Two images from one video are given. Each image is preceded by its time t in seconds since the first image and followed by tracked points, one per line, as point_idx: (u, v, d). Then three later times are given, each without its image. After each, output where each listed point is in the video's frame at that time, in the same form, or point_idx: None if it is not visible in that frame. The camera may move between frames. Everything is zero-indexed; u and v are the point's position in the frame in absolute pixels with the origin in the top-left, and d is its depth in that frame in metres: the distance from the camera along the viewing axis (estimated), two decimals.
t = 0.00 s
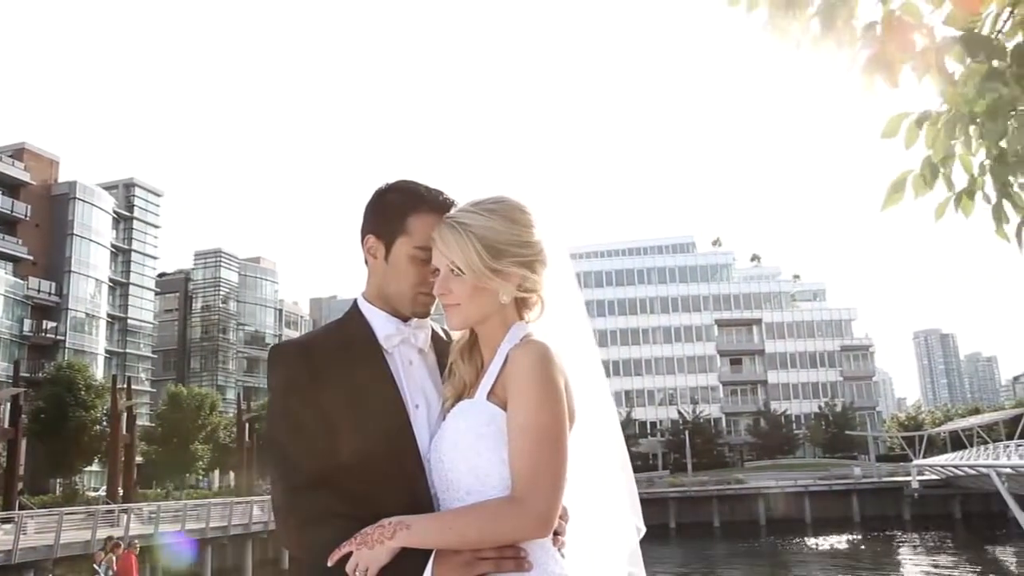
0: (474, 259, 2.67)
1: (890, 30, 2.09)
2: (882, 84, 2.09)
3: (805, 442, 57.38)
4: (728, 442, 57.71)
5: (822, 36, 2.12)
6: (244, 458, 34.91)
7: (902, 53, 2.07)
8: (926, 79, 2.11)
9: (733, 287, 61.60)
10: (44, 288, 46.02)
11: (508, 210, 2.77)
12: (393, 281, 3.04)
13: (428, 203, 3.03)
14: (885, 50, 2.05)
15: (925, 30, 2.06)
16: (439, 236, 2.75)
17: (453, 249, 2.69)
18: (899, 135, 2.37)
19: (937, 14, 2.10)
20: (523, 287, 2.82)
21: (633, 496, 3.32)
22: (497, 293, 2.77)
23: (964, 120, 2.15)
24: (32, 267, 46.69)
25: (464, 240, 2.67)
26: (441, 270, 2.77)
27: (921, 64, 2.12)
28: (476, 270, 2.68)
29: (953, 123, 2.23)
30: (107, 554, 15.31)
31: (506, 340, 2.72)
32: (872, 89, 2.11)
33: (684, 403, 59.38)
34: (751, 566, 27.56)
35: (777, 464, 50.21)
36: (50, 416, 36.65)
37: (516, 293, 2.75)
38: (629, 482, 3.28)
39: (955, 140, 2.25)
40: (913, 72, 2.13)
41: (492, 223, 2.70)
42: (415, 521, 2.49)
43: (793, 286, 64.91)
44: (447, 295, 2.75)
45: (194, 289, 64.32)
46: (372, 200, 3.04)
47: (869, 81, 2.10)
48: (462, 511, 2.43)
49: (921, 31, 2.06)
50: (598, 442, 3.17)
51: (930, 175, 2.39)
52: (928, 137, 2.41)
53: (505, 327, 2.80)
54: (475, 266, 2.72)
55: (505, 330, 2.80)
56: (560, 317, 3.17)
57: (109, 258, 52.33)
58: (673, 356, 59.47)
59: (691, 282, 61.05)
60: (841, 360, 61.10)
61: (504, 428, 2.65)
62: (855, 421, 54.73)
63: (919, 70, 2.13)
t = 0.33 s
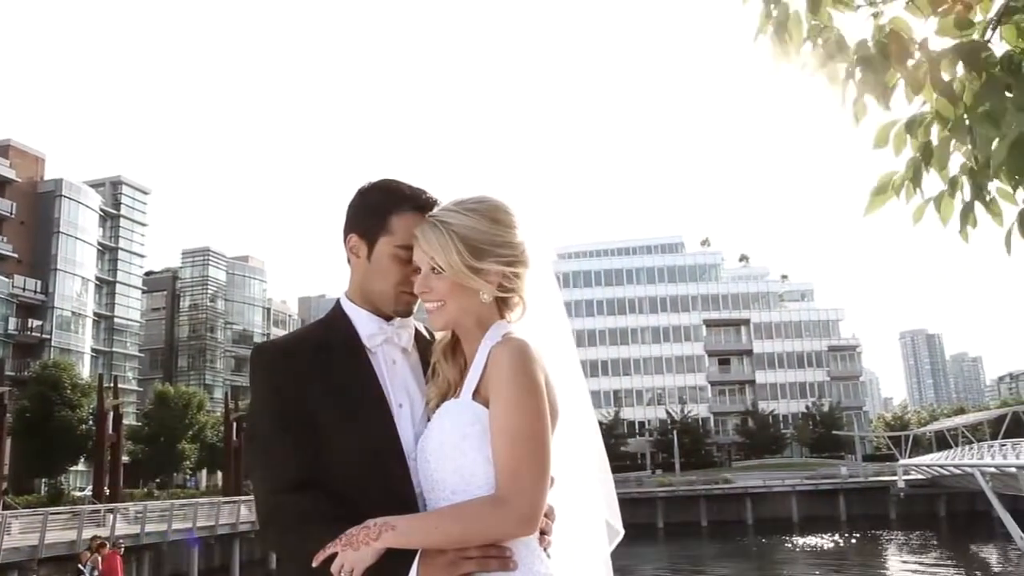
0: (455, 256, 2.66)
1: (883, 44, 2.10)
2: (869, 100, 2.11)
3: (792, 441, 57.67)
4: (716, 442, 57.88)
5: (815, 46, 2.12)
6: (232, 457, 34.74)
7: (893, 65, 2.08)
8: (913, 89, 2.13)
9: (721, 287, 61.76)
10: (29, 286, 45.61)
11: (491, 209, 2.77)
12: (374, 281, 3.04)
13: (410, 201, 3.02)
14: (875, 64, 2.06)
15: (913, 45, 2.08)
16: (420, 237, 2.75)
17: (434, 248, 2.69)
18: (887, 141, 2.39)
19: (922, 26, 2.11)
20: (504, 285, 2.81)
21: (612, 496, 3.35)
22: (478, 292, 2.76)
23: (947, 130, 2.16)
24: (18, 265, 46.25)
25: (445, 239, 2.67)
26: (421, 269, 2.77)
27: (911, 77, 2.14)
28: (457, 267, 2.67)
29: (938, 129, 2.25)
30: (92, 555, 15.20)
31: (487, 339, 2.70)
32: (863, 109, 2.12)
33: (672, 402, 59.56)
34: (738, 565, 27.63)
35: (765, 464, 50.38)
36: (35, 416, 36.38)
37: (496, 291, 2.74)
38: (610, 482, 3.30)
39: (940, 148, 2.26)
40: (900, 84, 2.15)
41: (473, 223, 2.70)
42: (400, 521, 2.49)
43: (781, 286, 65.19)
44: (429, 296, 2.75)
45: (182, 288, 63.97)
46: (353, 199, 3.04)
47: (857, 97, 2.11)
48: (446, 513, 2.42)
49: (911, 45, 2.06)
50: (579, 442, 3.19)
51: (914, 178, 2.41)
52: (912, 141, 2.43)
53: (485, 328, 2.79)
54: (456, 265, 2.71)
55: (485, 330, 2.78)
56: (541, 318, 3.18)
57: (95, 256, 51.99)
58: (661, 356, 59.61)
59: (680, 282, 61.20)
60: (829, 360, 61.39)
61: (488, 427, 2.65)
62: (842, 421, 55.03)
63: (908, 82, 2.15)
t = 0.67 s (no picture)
0: (434, 256, 2.66)
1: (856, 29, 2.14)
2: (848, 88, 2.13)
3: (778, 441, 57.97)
4: (702, 441, 58.07)
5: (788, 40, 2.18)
6: (218, 456, 34.59)
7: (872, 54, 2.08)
8: (887, 83, 2.14)
9: (708, 287, 62.00)
10: (13, 284, 45.17)
11: (469, 209, 2.76)
12: (354, 278, 3.05)
13: (390, 200, 3.02)
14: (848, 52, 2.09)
15: (889, 34, 2.10)
16: (400, 235, 2.75)
17: (412, 246, 2.69)
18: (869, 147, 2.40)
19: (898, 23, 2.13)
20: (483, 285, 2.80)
21: (597, 497, 3.34)
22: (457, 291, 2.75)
23: (925, 128, 2.18)
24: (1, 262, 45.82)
25: (425, 238, 2.67)
26: (401, 268, 2.77)
27: (886, 71, 2.17)
28: (436, 267, 2.67)
29: (921, 129, 2.25)
30: (74, 555, 15.10)
31: (467, 339, 2.69)
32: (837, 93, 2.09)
33: (659, 402, 59.73)
34: (725, 564, 27.75)
35: (751, 463, 50.61)
36: (18, 414, 36.05)
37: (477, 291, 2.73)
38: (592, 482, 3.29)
39: (923, 145, 2.26)
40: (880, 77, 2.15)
41: (452, 221, 2.70)
42: (383, 522, 2.48)
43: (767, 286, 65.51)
44: (409, 295, 2.75)
45: (167, 286, 63.58)
46: (333, 199, 3.04)
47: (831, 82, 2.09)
48: (427, 512, 2.42)
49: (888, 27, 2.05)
50: (561, 444, 3.18)
51: (897, 182, 2.41)
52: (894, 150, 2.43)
53: (465, 327, 2.78)
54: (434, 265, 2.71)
55: (466, 329, 2.78)
56: (523, 318, 3.18)
57: (80, 254, 51.62)
58: (647, 356, 59.76)
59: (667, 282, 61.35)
60: (814, 360, 61.76)
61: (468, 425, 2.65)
62: (828, 421, 55.35)
63: (881, 74, 2.18)
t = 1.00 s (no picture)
0: (412, 257, 2.66)
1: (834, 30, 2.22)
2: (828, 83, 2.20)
3: (763, 440, 58.23)
4: (688, 441, 58.22)
5: (770, 39, 2.25)
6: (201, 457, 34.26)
7: (849, 54, 2.17)
8: (865, 83, 2.23)
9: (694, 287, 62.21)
10: None
11: (447, 207, 2.76)
12: (333, 278, 3.06)
13: (370, 200, 3.04)
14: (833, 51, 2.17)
15: (867, 34, 2.16)
16: (378, 233, 2.75)
17: (390, 244, 2.70)
18: (846, 134, 2.51)
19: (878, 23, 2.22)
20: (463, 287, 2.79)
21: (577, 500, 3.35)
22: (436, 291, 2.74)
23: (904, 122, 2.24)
24: None
25: (403, 237, 2.68)
26: (380, 267, 2.77)
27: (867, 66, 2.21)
28: (412, 267, 2.66)
29: (897, 121, 2.33)
30: (55, 556, 14.90)
31: (446, 338, 2.69)
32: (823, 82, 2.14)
33: (645, 402, 59.87)
34: (711, 563, 27.76)
35: (737, 463, 50.81)
36: None
37: (455, 292, 2.72)
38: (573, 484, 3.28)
39: (895, 143, 2.34)
40: (853, 72, 2.21)
41: (429, 221, 2.70)
42: (362, 524, 2.46)
43: (752, 287, 65.80)
44: (387, 296, 2.74)
45: (152, 285, 63.13)
46: (313, 197, 3.06)
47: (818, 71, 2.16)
48: (407, 514, 2.41)
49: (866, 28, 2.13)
50: (541, 448, 3.19)
51: (869, 175, 2.48)
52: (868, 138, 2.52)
53: (443, 326, 2.77)
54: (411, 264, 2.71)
55: (446, 326, 2.76)
56: (502, 318, 3.16)
57: (62, 253, 51.20)
58: (633, 356, 59.93)
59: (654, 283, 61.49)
60: (799, 360, 62.10)
61: (447, 425, 2.64)
62: (813, 421, 55.65)
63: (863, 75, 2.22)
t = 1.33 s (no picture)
0: (389, 254, 2.66)
1: (817, 28, 2.24)
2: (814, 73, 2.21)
3: (748, 440, 58.51)
4: (674, 440, 58.44)
5: (755, 36, 2.26)
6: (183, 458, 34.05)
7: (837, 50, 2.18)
8: (849, 77, 2.26)
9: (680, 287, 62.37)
10: None
11: (426, 205, 2.76)
12: (313, 275, 3.07)
13: (348, 198, 3.04)
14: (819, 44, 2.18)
15: (853, 30, 2.18)
16: (355, 232, 2.75)
17: (368, 243, 2.69)
18: (828, 131, 2.52)
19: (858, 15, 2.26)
20: (442, 283, 2.79)
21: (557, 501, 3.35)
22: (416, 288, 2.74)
23: (885, 118, 2.26)
24: None
25: (380, 236, 2.67)
26: (358, 265, 2.77)
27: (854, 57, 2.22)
28: (390, 264, 2.66)
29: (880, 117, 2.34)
30: (37, 556, 14.77)
31: (425, 337, 2.68)
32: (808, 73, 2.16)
33: (631, 401, 60.03)
34: (695, 562, 27.89)
35: (722, 462, 51.04)
36: None
37: (435, 287, 2.72)
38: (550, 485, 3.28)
39: (878, 136, 2.35)
40: (836, 63, 2.23)
41: (407, 218, 2.70)
42: (342, 523, 2.46)
43: (738, 286, 66.14)
44: (366, 293, 2.74)
45: (136, 284, 62.69)
46: (292, 195, 3.06)
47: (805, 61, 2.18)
48: (385, 513, 2.41)
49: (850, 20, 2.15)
50: (519, 448, 3.19)
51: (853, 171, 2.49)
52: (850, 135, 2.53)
53: (424, 324, 2.76)
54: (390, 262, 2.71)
55: (426, 324, 2.76)
56: (481, 317, 3.17)
57: (44, 251, 50.78)
58: (619, 355, 60.08)
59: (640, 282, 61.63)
60: (784, 360, 62.46)
61: (426, 425, 2.64)
62: (797, 420, 55.96)
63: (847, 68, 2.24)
